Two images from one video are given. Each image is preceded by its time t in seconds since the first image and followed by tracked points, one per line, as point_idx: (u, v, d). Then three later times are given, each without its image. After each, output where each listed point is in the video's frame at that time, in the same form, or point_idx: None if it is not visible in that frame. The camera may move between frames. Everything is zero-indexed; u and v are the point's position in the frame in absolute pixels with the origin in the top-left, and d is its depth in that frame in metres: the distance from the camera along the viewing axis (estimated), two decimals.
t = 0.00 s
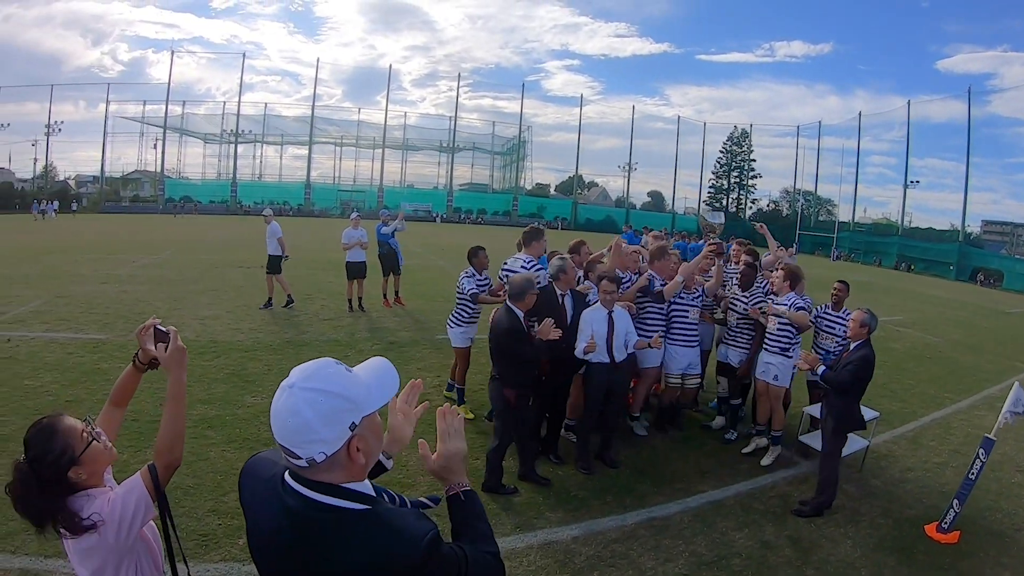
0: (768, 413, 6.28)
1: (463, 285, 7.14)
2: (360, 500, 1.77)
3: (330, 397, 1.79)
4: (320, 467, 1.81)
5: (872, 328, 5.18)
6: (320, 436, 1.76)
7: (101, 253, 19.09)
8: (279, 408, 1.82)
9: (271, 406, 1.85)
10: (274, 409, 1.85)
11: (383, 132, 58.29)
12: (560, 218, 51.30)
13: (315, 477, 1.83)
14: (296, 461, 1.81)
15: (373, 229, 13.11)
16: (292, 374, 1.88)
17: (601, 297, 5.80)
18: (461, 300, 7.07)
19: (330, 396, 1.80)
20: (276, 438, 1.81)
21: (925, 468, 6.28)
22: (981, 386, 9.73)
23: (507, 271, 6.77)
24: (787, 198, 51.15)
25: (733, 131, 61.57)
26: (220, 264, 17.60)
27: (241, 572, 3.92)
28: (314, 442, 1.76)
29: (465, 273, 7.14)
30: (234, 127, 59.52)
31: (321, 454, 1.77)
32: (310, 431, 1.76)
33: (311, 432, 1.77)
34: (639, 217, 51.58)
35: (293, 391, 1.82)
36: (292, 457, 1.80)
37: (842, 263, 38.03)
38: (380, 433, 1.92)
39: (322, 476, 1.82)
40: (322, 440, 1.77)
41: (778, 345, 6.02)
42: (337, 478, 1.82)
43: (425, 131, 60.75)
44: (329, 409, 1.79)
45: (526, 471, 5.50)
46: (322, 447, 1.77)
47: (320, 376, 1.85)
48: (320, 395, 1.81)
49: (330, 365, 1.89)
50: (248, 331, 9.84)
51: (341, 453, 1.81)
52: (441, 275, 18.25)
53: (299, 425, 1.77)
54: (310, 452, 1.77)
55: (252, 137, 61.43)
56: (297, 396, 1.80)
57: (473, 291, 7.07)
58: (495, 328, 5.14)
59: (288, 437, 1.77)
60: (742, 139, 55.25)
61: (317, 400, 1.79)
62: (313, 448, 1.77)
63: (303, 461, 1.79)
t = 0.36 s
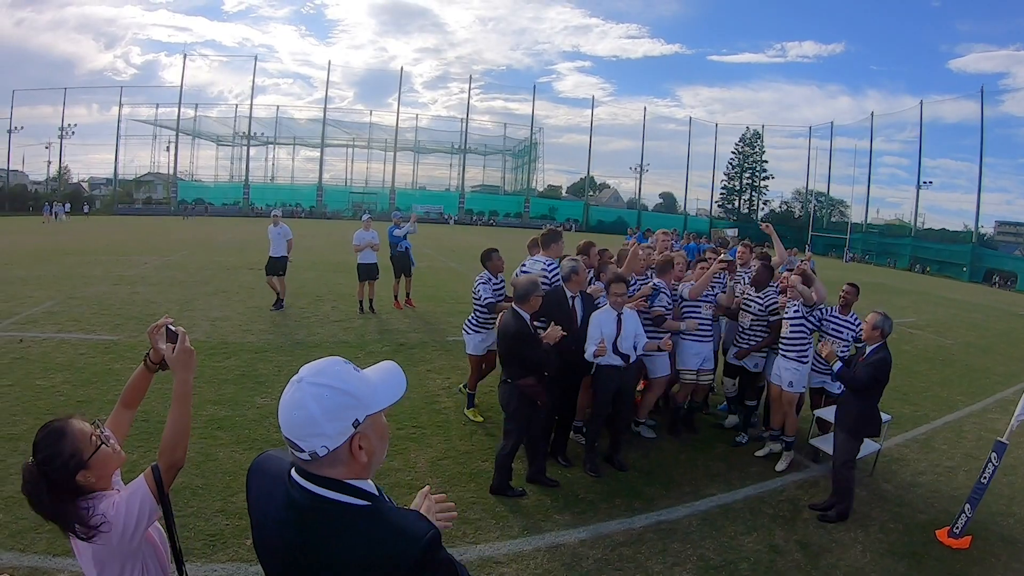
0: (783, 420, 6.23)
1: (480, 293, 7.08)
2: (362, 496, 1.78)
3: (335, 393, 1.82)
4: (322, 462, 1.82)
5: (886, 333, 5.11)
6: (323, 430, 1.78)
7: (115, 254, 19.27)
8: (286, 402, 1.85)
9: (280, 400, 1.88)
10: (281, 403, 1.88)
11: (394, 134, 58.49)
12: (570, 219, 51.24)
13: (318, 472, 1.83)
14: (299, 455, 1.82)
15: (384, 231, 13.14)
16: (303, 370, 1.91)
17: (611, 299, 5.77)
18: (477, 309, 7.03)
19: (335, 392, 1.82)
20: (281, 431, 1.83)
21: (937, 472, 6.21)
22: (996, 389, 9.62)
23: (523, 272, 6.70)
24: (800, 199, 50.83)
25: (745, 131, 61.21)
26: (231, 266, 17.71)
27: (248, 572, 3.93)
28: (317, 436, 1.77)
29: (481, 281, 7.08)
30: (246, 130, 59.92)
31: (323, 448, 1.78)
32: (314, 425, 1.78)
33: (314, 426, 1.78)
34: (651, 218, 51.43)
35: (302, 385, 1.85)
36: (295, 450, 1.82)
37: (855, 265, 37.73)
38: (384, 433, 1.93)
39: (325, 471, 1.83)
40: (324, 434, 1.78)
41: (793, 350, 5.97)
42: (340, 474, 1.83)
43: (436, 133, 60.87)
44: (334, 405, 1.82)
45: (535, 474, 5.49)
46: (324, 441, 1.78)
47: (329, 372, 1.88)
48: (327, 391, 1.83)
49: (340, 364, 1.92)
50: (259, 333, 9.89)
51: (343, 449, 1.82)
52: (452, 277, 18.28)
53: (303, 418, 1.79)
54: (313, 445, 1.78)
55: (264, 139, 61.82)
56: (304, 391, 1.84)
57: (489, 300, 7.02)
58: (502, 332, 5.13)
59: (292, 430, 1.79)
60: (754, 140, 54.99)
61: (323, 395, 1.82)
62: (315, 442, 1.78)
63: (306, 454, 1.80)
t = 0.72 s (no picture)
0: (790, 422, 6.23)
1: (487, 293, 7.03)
2: (367, 486, 1.79)
3: (340, 386, 1.84)
4: (328, 454, 1.82)
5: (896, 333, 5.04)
6: (328, 423, 1.80)
7: (122, 258, 19.37)
8: (293, 397, 1.87)
9: (287, 394, 1.90)
10: (288, 398, 1.90)
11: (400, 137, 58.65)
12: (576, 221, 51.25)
13: (323, 463, 1.84)
14: (306, 448, 1.83)
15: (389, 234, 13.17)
16: (309, 366, 1.93)
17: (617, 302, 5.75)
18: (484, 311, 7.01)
19: (341, 385, 1.84)
20: (288, 425, 1.85)
21: (945, 473, 6.17)
22: (1005, 390, 9.55)
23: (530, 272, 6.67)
24: (806, 200, 50.69)
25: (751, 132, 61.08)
26: (238, 269, 17.77)
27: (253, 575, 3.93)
28: (322, 428, 1.79)
29: (489, 280, 7.02)
30: (252, 134, 60.19)
31: (330, 440, 1.80)
32: (319, 418, 1.80)
33: (320, 419, 1.80)
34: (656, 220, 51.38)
35: (308, 380, 1.87)
36: (302, 443, 1.83)
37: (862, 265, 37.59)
38: (389, 426, 1.94)
39: (329, 463, 1.83)
40: (330, 426, 1.79)
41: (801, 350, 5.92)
42: (345, 465, 1.83)
43: (441, 135, 60.91)
44: (339, 398, 1.83)
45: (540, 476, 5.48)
46: (330, 433, 1.79)
47: (334, 367, 1.90)
48: (332, 385, 1.85)
49: (345, 359, 1.94)
50: (264, 336, 9.91)
51: (349, 441, 1.83)
52: (458, 279, 18.31)
53: (310, 411, 1.81)
54: (319, 438, 1.80)
55: (270, 143, 62.11)
56: (310, 386, 1.85)
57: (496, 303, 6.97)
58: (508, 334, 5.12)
59: (300, 423, 1.81)
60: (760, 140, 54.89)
61: (328, 388, 1.83)
62: (321, 434, 1.79)
63: (313, 447, 1.81)
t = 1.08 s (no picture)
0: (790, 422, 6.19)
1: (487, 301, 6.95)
2: (359, 484, 1.78)
3: (341, 381, 1.82)
4: (325, 448, 1.81)
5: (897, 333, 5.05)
6: (328, 417, 1.78)
7: (124, 266, 19.42)
8: (294, 390, 1.85)
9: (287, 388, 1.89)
10: (288, 391, 1.88)
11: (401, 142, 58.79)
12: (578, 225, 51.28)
13: (319, 458, 1.82)
14: (304, 442, 1.81)
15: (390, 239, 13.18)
16: (311, 361, 1.92)
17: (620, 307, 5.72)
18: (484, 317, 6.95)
19: (342, 380, 1.83)
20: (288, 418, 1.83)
21: (949, 474, 6.13)
22: (1009, 389, 9.50)
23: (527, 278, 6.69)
24: (808, 202, 50.62)
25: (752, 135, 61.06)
26: (239, 275, 17.80)
27: None
28: (321, 420, 1.77)
29: (489, 287, 6.93)
30: (254, 141, 60.37)
31: (328, 434, 1.78)
32: (319, 411, 1.78)
33: (319, 412, 1.78)
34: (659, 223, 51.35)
35: (309, 374, 1.86)
36: (300, 437, 1.81)
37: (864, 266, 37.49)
38: (387, 426, 1.92)
39: (325, 458, 1.81)
40: (329, 420, 1.78)
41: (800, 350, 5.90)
42: (340, 461, 1.81)
43: (443, 140, 60.98)
44: (340, 393, 1.82)
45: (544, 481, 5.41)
46: (329, 426, 1.78)
47: (336, 363, 1.88)
48: (333, 380, 1.84)
49: (347, 358, 1.93)
50: (265, 342, 9.91)
51: (347, 437, 1.81)
52: (460, 284, 18.31)
53: (311, 405, 1.79)
54: (318, 431, 1.77)
55: (272, 150, 62.29)
56: (311, 380, 1.84)
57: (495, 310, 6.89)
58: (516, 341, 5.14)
59: (299, 416, 1.79)
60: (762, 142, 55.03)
61: (329, 382, 1.82)
62: (320, 427, 1.77)
63: (311, 440, 1.79)
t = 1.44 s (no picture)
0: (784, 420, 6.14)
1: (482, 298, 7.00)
2: (361, 475, 1.77)
3: (344, 371, 1.83)
4: (328, 438, 1.81)
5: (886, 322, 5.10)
6: (331, 406, 1.79)
7: (125, 267, 19.42)
8: (298, 381, 1.87)
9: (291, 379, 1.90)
10: (292, 382, 1.89)
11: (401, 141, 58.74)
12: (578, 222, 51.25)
13: (321, 449, 1.81)
14: (307, 432, 1.81)
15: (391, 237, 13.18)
16: (315, 353, 1.93)
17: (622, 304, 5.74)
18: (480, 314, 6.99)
19: (345, 370, 1.84)
20: (291, 408, 1.84)
21: (951, 469, 6.12)
22: (1010, 383, 9.49)
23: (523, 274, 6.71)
24: (809, 197, 50.55)
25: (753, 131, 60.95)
26: (239, 276, 17.80)
27: None
28: (324, 410, 1.78)
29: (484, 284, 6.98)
30: (254, 141, 60.33)
31: (331, 423, 1.78)
32: (322, 401, 1.79)
33: (322, 402, 1.79)
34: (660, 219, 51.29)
35: (313, 365, 1.87)
36: (303, 427, 1.81)
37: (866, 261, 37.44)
38: (389, 419, 1.92)
39: (327, 448, 1.81)
40: (332, 410, 1.79)
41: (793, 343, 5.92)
42: (342, 452, 1.81)
43: (444, 138, 60.91)
44: (343, 383, 1.83)
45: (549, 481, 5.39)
46: (332, 416, 1.78)
47: (339, 355, 1.90)
48: (336, 370, 1.84)
49: (351, 349, 1.94)
50: (266, 342, 9.92)
51: (350, 426, 1.81)
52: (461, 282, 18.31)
53: (313, 394, 1.80)
54: (321, 421, 1.78)
55: (271, 150, 62.25)
56: (315, 370, 1.85)
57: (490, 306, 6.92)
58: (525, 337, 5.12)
59: (302, 406, 1.80)
60: (762, 137, 54.98)
61: (333, 372, 1.83)
62: (323, 417, 1.78)
63: (314, 431, 1.79)
